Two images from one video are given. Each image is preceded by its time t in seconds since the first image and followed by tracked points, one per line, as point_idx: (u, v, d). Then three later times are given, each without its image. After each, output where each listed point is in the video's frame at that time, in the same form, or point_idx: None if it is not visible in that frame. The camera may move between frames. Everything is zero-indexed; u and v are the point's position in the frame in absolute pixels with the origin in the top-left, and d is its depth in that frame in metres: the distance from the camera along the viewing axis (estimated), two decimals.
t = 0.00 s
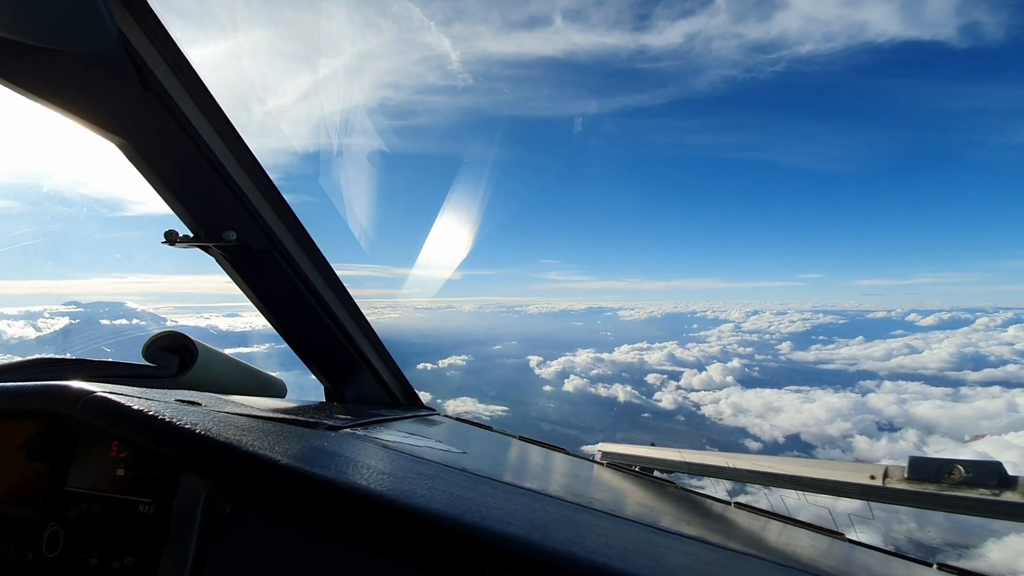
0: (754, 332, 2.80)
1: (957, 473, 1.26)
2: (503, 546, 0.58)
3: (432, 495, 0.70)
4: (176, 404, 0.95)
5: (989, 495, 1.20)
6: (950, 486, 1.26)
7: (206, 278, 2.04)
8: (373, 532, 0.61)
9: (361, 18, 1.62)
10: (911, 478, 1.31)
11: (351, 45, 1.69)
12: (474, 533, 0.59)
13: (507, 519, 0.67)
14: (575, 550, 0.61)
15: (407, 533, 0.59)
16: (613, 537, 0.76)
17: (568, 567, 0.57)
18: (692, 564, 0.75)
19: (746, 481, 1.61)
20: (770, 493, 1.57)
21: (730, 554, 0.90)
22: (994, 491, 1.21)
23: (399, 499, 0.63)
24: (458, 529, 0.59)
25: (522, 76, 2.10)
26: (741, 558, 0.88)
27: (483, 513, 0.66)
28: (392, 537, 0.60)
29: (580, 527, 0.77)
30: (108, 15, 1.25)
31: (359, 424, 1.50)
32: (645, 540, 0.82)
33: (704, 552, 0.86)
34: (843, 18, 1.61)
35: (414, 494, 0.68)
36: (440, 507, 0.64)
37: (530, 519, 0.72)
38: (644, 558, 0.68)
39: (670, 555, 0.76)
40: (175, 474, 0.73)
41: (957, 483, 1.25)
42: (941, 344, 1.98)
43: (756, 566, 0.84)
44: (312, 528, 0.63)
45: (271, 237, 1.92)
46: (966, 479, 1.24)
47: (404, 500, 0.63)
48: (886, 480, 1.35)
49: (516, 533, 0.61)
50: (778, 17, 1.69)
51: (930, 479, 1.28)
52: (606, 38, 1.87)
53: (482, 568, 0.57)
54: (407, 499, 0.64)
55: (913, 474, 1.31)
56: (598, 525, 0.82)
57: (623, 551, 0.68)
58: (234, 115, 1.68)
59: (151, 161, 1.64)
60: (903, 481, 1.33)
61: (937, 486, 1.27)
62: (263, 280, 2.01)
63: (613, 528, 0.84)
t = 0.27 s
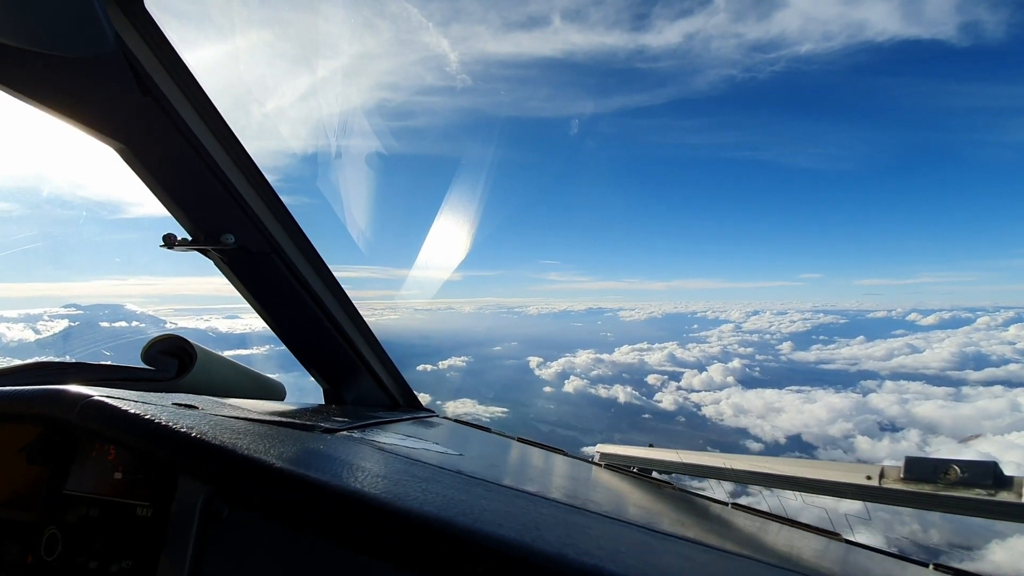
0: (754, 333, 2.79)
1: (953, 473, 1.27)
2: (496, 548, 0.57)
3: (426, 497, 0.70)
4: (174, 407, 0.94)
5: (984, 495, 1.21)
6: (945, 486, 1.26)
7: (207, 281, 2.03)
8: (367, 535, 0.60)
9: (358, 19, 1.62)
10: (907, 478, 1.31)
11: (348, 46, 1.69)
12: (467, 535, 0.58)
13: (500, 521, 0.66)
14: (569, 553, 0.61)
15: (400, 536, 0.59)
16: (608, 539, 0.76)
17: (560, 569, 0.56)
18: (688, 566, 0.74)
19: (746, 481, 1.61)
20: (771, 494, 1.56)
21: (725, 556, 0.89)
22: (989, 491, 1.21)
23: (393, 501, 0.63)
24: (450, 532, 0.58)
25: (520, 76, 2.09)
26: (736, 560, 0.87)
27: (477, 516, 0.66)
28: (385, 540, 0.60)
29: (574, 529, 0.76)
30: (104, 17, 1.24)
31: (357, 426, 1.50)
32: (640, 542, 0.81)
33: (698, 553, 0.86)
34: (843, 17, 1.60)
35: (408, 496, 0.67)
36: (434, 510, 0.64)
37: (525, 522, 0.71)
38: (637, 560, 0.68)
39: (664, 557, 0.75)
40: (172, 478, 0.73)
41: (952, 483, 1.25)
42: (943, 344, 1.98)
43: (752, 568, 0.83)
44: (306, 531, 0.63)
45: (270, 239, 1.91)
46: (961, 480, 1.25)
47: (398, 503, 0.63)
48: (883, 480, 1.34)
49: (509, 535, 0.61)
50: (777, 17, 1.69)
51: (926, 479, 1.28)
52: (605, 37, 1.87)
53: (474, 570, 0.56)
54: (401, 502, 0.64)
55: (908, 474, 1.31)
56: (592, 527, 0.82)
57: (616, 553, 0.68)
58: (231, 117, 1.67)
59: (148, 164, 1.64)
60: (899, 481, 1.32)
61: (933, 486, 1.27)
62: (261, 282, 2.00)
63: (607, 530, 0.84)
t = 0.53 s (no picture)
0: (756, 333, 2.79)
1: (952, 473, 1.25)
2: (495, 549, 0.57)
3: (425, 500, 0.69)
4: (175, 411, 0.94)
5: (984, 495, 1.19)
6: (945, 486, 1.24)
7: (207, 283, 2.03)
8: (365, 537, 0.60)
9: (357, 21, 1.62)
10: (905, 478, 1.29)
11: (348, 48, 1.70)
12: (466, 536, 0.58)
13: (499, 523, 0.66)
14: (568, 554, 0.61)
15: (399, 537, 0.59)
16: (607, 541, 0.75)
17: (559, 570, 0.56)
18: (688, 567, 0.74)
19: (749, 482, 1.60)
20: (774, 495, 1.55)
21: (726, 558, 0.89)
22: (989, 490, 1.19)
23: (392, 503, 0.63)
24: (448, 534, 0.58)
25: (520, 77, 2.09)
26: (738, 562, 0.87)
27: (476, 518, 0.66)
28: (384, 542, 0.60)
29: (572, 531, 0.76)
30: (103, 22, 1.24)
31: (358, 429, 1.50)
32: (640, 543, 0.81)
33: (699, 555, 0.85)
34: (843, 16, 1.60)
35: (407, 499, 0.67)
36: (432, 511, 0.64)
37: (523, 523, 0.71)
38: (635, 561, 0.67)
39: (664, 559, 0.75)
40: (174, 482, 0.73)
41: (952, 483, 1.23)
42: (945, 343, 1.97)
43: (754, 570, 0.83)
44: (305, 534, 0.63)
45: (270, 243, 1.91)
46: (961, 479, 1.23)
47: (396, 505, 0.63)
48: (881, 480, 1.32)
49: (508, 537, 0.61)
50: (777, 15, 1.69)
51: (925, 478, 1.26)
52: (604, 38, 1.87)
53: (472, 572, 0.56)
54: (399, 504, 0.63)
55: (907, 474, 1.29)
56: (592, 529, 0.82)
57: (614, 554, 0.68)
58: (231, 120, 1.67)
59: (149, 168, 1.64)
60: (898, 481, 1.31)
61: (932, 486, 1.25)
62: (262, 285, 2.00)
63: (607, 532, 0.83)
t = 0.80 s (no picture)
0: (756, 333, 2.79)
1: (957, 475, 1.26)
2: (497, 556, 0.57)
3: (426, 504, 0.69)
4: (177, 416, 0.94)
5: (988, 496, 1.20)
6: (949, 488, 1.25)
7: (206, 287, 2.03)
8: (369, 544, 0.60)
9: (355, 23, 1.62)
10: (910, 480, 1.31)
11: (347, 51, 1.70)
12: (469, 542, 0.58)
13: (503, 529, 0.66)
14: (571, 560, 0.60)
15: (401, 543, 0.59)
16: (611, 545, 0.75)
17: None
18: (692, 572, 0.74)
19: (754, 486, 1.60)
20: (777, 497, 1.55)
21: (729, 562, 0.89)
22: (994, 492, 1.20)
23: (394, 510, 0.63)
24: (449, 539, 0.58)
25: (519, 79, 2.09)
26: (740, 565, 0.87)
27: (480, 524, 0.65)
28: (387, 549, 0.59)
29: (576, 535, 0.76)
30: (104, 27, 1.25)
31: (360, 432, 1.49)
32: (645, 548, 0.81)
33: (703, 559, 0.85)
34: (841, 15, 1.60)
35: (410, 504, 0.67)
36: (435, 517, 0.64)
37: (527, 529, 0.71)
38: (639, 566, 0.67)
39: (668, 563, 0.74)
40: (175, 486, 0.73)
41: (956, 485, 1.24)
42: (947, 343, 1.97)
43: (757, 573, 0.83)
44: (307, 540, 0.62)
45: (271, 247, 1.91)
46: (966, 481, 1.24)
47: (399, 511, 0.62)
48: (886, 481, 1.35)
49: (511, 543, 0.60)
50: (775, 15, 1.69)
51: (928, 481, 1.29)
52: (603, 39, 1.87)
53: None
54: (402, 510, 0.63)
55: (911, 476, 1.31)
56: (595, 533, 0.81)
57: (618, 559, 0.67)
58: (231, 124, 1.68)
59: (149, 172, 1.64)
60: (903, 483, 1.32)
61: (936, 488, 1.27)
62: (262, 289, 2.00)
63: (611, 536, 0.83)
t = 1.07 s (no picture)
0: (757, 334, 2.78)
1: (964, 473, 1.25)
2: (506, 555, 0.56)
3: (433, 504, 0.69)
4: (178, 418, 0.94)
5: (996, 494, 1.19)
6: (957, 486, 1.24)
7: (206, 290, 2.03)
8: (376, 544, 0.59)
9: (354, 26, 1.62)
10: (917, 478, 1.30)
11: (346, 54, 1.70)
12: (477, 542, 0.57)
13: (511, 528, 0.65)
14: (580, 559, 0.60)
15: (409, 542, 0.58)
16: (619, 544, 0.75)
17: None
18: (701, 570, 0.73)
19: (758, 484, 1.61)
20: (782, 497, 1.55)
21: (736, 560, 0.88)
22: (1002, 490, 1.19)
23: (402, 509, 0.62)
24: (456, 538, 0.58)
25: (518, 80, 2.09)
26: (747, 564, 0.86)
27: (487, 523, 0.65)
28: (395, 549, 0.59)
29: (583, 534, 0.75)
30: (105, 30, 1.25)
31: (362, 433, 1.49)
32: (652, 547, 0.80)
33: (710, 557, 0.85)
34: (840, 15, 1.60)
35: (417, 504, 0.66)
36: (443, 516, 0.63)
37: (535, 527, 0.70)
38: (648, 564, 0.67)
39: (676, 562, 0.74)
40: (179, 487, 0.72)
41: (964, 484, 1.23)
42: (947, 343, 1.97)
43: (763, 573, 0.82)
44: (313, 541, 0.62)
45: (272, 248, 1.91)
46: (973, 479, 1.23)
47: (407, 511, 0.62)
48: (892, 481, 1.34)
49: (519, 542, 0.60)
50: (773, 16, 1.69)
51: (937, 479, 1.27)
52: (602, 40, 1.87)
53: None
54: (409, 510, 0.63)
55: (918, 474, 1.30)
56: (602, 533, 0.81)
57: (626, 558, 0.67)
58: (231, 126, 1.68)
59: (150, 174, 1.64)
60: (909, 481, 1.31)
61: (944, 486, 1.25)
62: (264, 289, 2.00)
63: (618, 535, 0.82)
